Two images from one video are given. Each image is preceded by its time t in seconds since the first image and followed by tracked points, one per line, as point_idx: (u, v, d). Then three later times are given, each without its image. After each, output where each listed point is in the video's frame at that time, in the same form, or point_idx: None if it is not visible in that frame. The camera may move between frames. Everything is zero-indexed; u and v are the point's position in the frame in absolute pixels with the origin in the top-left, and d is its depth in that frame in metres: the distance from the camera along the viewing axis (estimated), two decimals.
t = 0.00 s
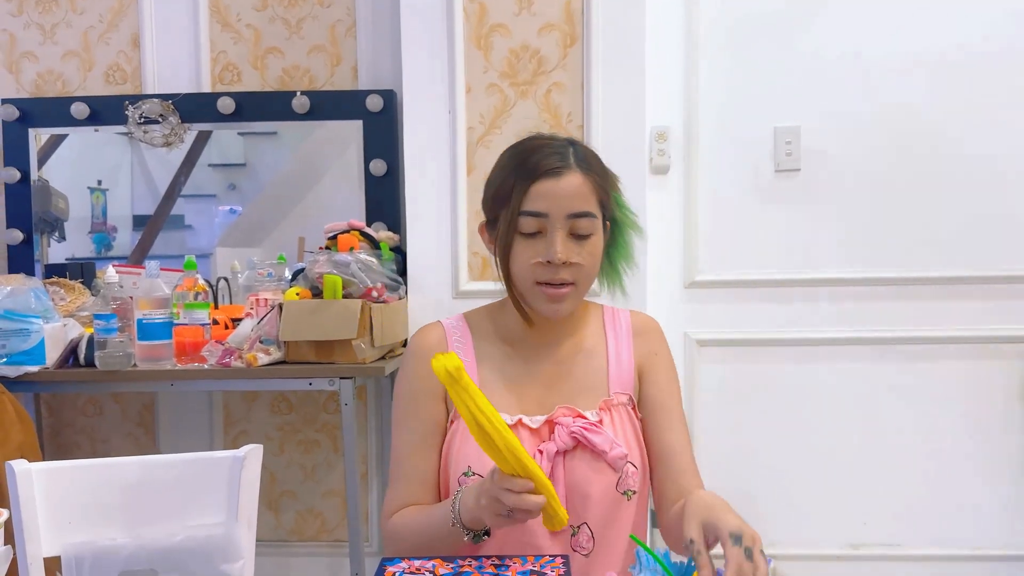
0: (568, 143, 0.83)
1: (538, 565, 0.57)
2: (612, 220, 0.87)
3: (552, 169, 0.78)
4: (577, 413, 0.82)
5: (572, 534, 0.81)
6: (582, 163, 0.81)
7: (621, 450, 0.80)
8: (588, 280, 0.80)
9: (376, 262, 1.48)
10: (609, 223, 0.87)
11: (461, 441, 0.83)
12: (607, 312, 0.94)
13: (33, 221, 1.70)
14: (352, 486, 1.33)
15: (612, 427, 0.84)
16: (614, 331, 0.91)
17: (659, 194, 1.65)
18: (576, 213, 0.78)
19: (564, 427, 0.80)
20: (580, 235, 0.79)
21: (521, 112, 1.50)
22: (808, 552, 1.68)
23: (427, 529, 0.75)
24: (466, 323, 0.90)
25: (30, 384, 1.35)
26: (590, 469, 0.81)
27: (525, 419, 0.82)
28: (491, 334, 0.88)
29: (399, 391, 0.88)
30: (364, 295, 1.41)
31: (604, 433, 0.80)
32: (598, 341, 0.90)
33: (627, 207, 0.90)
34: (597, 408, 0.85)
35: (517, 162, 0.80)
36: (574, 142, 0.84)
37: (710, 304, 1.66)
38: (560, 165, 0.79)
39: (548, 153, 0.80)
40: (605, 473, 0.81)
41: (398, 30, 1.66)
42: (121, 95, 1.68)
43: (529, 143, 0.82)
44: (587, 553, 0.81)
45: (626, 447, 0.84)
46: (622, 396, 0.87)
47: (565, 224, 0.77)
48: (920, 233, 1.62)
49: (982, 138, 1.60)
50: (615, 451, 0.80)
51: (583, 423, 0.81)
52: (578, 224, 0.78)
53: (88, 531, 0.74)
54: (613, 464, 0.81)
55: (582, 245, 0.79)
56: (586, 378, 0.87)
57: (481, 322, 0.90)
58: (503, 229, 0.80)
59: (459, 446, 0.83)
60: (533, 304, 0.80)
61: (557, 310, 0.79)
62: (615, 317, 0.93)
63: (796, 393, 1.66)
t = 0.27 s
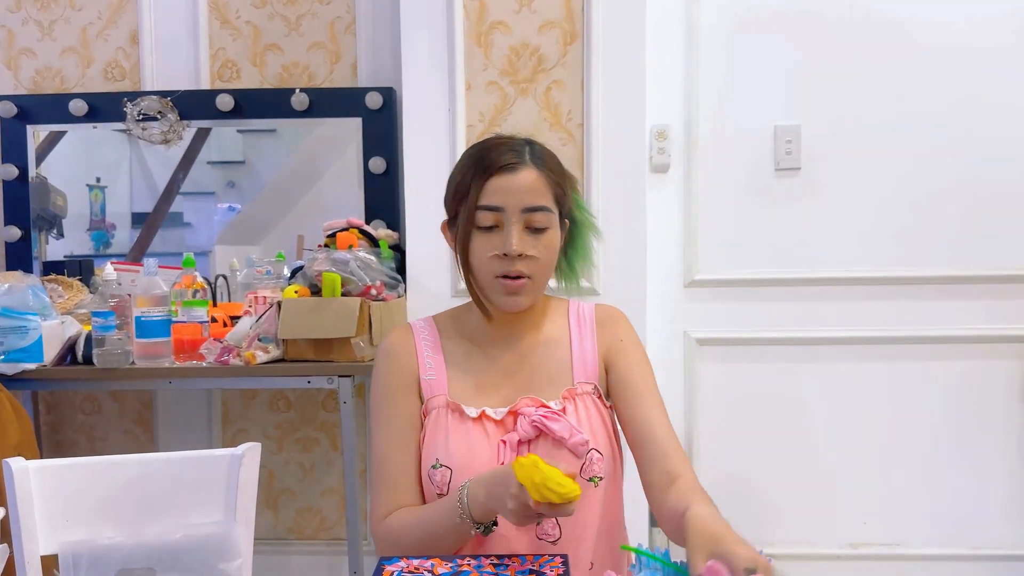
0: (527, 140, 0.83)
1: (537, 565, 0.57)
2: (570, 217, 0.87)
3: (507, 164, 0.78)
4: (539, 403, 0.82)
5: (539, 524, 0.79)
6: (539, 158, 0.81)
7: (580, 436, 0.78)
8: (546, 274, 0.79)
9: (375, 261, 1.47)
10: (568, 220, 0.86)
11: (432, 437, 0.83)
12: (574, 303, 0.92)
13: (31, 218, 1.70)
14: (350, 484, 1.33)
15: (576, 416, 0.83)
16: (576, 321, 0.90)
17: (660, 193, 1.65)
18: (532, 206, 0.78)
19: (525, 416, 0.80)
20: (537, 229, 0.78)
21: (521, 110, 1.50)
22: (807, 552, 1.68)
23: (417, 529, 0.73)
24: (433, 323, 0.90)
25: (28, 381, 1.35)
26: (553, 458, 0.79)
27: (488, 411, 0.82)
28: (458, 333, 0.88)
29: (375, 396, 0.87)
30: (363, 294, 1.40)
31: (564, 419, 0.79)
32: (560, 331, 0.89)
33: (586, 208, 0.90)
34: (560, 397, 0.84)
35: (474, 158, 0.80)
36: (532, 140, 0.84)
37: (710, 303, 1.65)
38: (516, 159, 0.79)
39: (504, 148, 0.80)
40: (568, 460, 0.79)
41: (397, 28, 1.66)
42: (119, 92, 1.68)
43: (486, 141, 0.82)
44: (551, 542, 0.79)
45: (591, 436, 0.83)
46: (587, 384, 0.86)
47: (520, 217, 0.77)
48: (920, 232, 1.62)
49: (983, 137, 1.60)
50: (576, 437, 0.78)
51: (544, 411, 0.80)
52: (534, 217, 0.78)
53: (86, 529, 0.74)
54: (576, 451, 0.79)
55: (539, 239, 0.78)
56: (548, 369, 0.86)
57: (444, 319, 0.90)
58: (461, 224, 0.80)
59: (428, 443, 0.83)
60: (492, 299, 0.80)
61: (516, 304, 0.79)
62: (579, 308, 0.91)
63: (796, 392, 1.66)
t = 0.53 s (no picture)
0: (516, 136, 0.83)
1: (535, 564, 0.57)
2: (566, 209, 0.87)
3: (494, 163, 0.78)
4: (550, 400, 0.82)
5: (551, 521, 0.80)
6: (526, 155, 0.80)
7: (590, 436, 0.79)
8: (540, 271, 0.80)
9: (373, 260, 1.48)
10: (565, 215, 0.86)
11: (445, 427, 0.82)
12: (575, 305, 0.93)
13: (28, 216, 1.69)
14: (348, 483, 1.32)
15: (585, 414, 0.83)
16: (581, 322, 0.91)
17: (658, 193, 1.65)
18: (521, 206, 0.78)
19: (536, 412, 0.80)
20: (527, 227, 0.78)
21: (519, 109, 1.50)
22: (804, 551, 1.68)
23: (422, 513, 0.72)
24: (441, 317, 0.91)
25: (25, 380, 1.34)
26: (561, 454, 0.80)
27: (502, 407, 0.83)
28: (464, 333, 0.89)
29: (386, 379, 0.85)
30: (361, 293, 1.40)
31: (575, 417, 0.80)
32: (565, 331, 0.90)
33: (588, 202, 0.91)
34: (569, 394, 0.85)
35: (463, 159, 0.80)
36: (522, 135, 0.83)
37: (707, 302, 1.65)
38: (501, 159, 0.79)
39: (491, 147, 0.79)
40: (578, 458, 0.80)
41: (396, 26, 1.66)
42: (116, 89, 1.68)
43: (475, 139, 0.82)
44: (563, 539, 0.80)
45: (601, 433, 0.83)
46: (593, 383, 0.86)
47: (509, 218, 0.77)
48: (918, 231, 1.62)
49: (981, 136, 1.60)
50: (586, 435, 0.79)
51: (555, 408, 0.81)
52: (523, 217, 0.78)
53: (81, 527, 0.74)
54: (584, 447, 0.80)
55: (529, 237, 0.79)
56: (553, 366, 0.87)
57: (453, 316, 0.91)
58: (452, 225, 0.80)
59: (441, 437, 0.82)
60: (487, 298, 0.81)
61: (510, 302, 0.80)
62: (582, 310, 0.92)
63: (793, 391, 1.66)
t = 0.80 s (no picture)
0: (530, 140, 0.83)
1: (531, 565, 0.57)
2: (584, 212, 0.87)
3: (506, 170, 0.79)
4: (559, 405, 0.82)
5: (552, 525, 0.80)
6: (541, 160, 0.80)
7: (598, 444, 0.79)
8: (555, 275, 0.80)
9: (369, 260, 1.48)
10: (583, 216, 0.86)
11: (447, 432, 0.83)
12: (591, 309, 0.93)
13: (24, 216, 1.69)
14: (344, 483, 1.32)
15: (595, 420, 0.83)
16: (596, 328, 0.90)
17: (654, 194, 1.65)
18: (535, 213, 0.78)
19: (545, 417, 0.80)
20: (541, 233, 0.79)
21: (515, 110, 1.50)
22: (800, 550, 1.68)
23: (423, 533, 0.73)
24: (453, 317, 0.91)
25: (20, 381, 1.34)
26: (570, 460, 0.80)
27: (506, 410, 0.82)
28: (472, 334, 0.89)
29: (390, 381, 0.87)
30: (357, 293, 1.40)
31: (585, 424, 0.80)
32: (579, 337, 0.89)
33: (608, 201, 0.91)
34: (580, 399, 0.84)
35: (477, 165, 0.81)
36: (537, 139, 0.83)
37: (703, 302, 1.66)
38: (515, 165, 0.79)
39: (504, 153, 0.80)
40: (586, 464, 0.80)
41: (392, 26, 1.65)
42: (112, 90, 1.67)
43: (489, 144, 0.82)
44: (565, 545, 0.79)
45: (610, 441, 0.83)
46: (606, 390, 0.86)
47: (522, 224, 0.78)
48: (914, 231, 1.63)
49: (976, 137, 1.60)
50: (594, 441, 0.79)
51: (564, 414, 0.81)
52: (537, 223, 0.78)
53: (77, 528, 0.74)
54: (593, 453, 0.80)
55: (544, 243, 0.79)
56: (565, 372, 0.86)
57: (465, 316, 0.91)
58: (467, 231, 0.81)
59: (444, 439, 0.82)
60: (502, 303, 0.81)
61: (525, 307, 0.80)
62: (599, 315, 0.92)
63: (788, 391, 1.66)
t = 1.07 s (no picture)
0: (535, 143, 0.83)
1: (527, 564, 0.57)
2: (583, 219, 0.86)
3: (507, 169, 0.78)
4: (544, 407, 0.81)
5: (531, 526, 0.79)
6: (543, 163, 0.80)
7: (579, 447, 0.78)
8: (548, 280, 0.80)
9: (366, 260, 1.48)
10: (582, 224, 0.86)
11: (425, 429, 0.82)
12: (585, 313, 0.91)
13: (20, 216, 1.69)
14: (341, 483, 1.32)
15: (580, 425, 0.82)
16: (590, 329, 0.89)
17: (651, 194, 1.65)
18: (532, 215, 0.77)
19: (527, 418, 0.79)
20: (538, 236, 0.78)
21: (512, 110, 1.50)
22: (796, 550, 1.69)
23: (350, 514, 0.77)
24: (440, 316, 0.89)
25: (16, 381, 1.34)
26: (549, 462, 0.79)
27: (488, 408, 0.81)
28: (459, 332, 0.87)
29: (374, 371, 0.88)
30: (354, 293, 1.40)
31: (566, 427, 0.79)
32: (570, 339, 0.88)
33: (609, 211, 0.89)
34: (566, 404, 0.83)
35: (479, 162, 0.81)
36: (542, 142, 0.83)
37: (699, 302, 1.66)
38: (517, 166, 0.79)
39: (507, 153, 0.79)
40: (566, 469, 0.79)
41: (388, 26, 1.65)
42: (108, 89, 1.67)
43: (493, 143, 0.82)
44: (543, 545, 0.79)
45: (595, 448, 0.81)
46: (594, 396, 0.84)
47: (519, 225, 0.77)
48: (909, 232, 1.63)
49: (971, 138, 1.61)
50: (575, 446, 0.78)
51: (547, 416, 0.80)
52: (534, 225, 0.78)
53: (74, 529, 0.74)
54: (574, 458, 0.79)
55: (539, 246, 0.78)
56: (555, 375, 0.85)
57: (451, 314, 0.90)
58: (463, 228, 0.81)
59: (424, 435, 0.82)
60: (493, 303, 0.81)
61: (514, 309, 0.79)
62: (593, 319, 0.90)
63: (784, 391, 1.66)
